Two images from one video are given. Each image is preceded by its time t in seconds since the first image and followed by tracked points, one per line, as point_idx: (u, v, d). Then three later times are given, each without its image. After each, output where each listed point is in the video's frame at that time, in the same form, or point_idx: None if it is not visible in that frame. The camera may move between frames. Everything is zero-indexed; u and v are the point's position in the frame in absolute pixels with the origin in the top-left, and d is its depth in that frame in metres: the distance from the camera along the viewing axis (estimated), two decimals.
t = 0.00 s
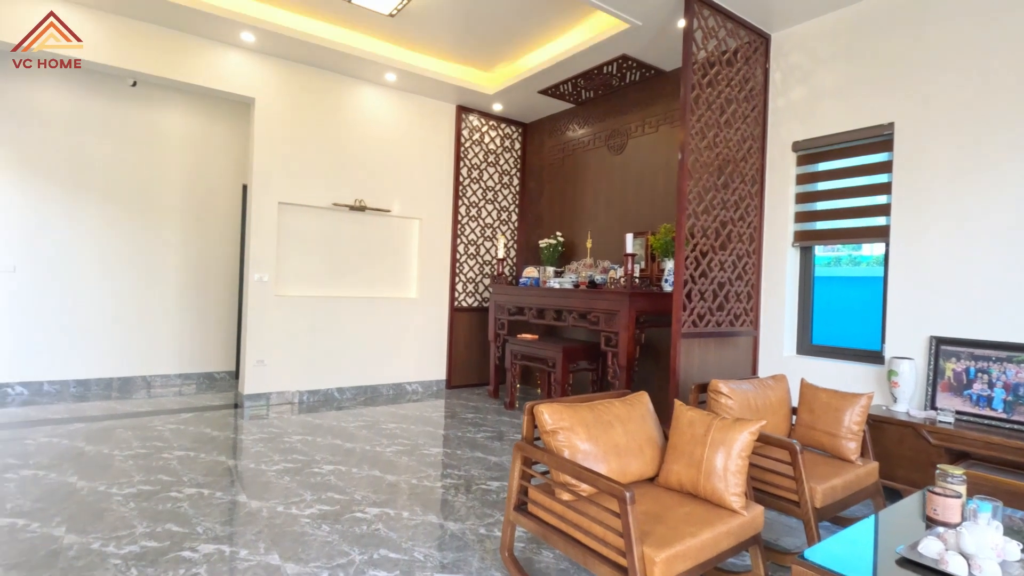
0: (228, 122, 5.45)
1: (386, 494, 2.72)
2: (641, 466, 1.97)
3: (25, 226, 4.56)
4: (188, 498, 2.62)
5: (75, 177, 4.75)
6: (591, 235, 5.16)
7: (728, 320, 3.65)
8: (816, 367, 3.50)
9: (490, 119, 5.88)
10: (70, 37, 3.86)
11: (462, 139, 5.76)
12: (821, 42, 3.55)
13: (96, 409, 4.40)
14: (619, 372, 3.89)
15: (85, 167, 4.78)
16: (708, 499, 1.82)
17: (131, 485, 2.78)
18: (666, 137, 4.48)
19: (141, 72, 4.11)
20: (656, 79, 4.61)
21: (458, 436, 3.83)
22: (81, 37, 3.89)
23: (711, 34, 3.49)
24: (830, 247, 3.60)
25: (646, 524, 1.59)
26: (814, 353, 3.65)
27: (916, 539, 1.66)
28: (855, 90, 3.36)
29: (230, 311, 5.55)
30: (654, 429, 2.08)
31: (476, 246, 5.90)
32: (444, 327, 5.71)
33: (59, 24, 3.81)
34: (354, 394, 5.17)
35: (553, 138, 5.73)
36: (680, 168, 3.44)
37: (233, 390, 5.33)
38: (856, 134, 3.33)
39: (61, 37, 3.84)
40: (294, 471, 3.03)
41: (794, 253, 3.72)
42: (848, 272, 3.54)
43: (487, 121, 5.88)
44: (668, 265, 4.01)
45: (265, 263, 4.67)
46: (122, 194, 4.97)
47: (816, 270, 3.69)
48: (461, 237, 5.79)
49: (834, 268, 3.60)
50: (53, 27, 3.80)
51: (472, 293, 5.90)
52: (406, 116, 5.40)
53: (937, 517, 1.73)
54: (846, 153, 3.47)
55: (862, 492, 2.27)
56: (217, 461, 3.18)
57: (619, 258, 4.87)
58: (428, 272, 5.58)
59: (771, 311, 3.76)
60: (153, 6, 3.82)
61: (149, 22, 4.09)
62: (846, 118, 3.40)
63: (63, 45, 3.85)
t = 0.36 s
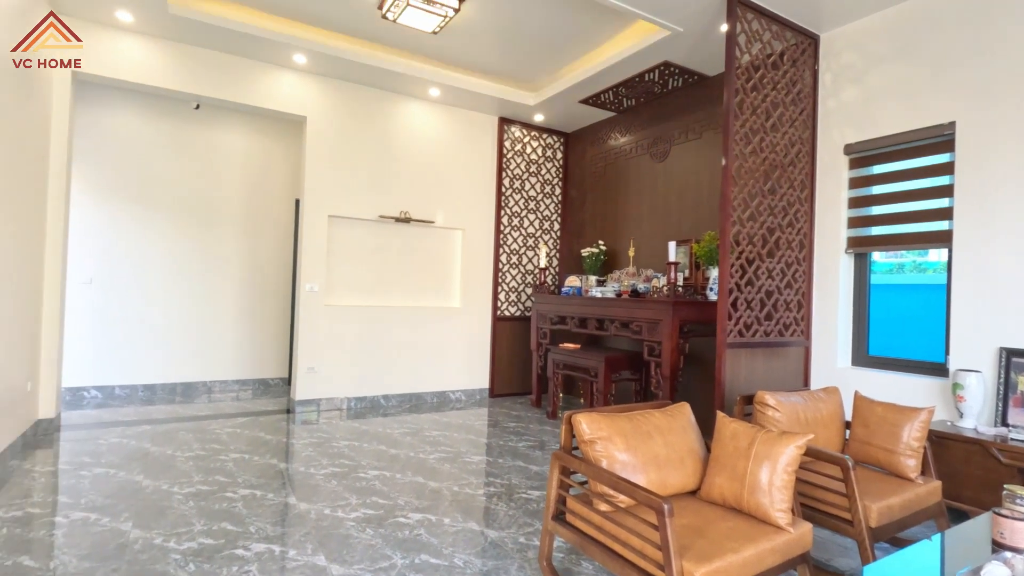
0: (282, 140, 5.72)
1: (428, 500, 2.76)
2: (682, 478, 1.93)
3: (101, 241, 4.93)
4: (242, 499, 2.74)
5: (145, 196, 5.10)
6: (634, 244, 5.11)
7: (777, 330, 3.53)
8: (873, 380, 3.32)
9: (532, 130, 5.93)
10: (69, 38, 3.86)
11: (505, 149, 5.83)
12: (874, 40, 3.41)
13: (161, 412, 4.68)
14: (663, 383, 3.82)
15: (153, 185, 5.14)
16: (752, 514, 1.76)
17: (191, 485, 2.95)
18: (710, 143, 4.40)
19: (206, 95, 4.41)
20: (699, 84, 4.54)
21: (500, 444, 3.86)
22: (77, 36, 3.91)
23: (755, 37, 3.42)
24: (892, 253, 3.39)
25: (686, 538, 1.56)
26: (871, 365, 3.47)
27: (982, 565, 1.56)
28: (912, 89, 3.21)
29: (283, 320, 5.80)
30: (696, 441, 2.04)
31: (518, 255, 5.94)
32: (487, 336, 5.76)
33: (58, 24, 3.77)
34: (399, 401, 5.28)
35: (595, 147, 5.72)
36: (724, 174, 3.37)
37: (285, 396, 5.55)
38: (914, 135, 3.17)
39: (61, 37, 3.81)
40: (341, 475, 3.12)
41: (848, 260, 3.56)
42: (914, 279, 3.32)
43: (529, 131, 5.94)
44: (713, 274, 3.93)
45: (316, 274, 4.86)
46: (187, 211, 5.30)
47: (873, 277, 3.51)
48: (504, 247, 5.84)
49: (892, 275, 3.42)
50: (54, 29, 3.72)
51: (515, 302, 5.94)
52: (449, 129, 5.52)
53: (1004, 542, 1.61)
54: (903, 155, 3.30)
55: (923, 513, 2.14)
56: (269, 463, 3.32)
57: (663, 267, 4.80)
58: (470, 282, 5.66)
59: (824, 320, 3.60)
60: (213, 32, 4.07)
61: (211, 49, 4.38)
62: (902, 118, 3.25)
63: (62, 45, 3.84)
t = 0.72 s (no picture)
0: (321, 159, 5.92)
1: (460, 513, 2.78)
2: (717, 496, 1.89)
3: (153, 258, 5.18)
4: (281, 508, 2.82)
5: (193, 215, 5.35)
6: (667, 256, 5.05)
7: (817, 344, 3.42)
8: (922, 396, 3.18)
9: (564, 143, 5.96)
10: (69, 37, 3.08)
11: (536, 164, 5.88)
12: (915, 45, 3.31)
13: (206, 422, 4.86)
14: (699, 397, 3.75)
15: (200, 204, 5.39)
16: (790, 535, 1.71)
17: (232, 494, 3.04)
18: (745, 154, 4.33)
19: (249, 118, 4.60)
20: (733, 95, 4.49)
21: (532, 458, 3.85)
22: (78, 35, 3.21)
23: (789, 46, 3.37)
24: (942, 262, 3.24)
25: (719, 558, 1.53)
26: (919, 381, 3.31)
27: None
28: (957, 94, 3.09)
29: (321, 333, 5.94)
30: (731, 458, 1.99)
31: (551, 268, 5.95)
32: (519, 349, 5.78)
33: (59, 23, 2.94)
34: (433, 413, 5.33)
35: (627, 159, 5.70)
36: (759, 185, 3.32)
37: (323, 407, 5.68)
38: (960, 142, 3.05)
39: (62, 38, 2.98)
40: (376, 487, 3.17)
41: (892, 271, 3.43)
42: (969, 290, 3.15)
43: (561, 145, 5.97)
44: (749, 286, 3.86)
45: (352, 288, 4.99)
46: (232, 228, 5.53)
47: (922, 288, 3.36)
48: (536, 260, 5.86)
49: (940, 287, 3.28)
50: (53, 27, 2.86)
51: (547, 315, 5.93)
52: (482, 145, 5.61)
53: None
54: (949, 162, 3.17)
55: (977, 537, 2.03)
56: (307, 474, 3.40)
57: (698, 279, 4.73)
58: (503, 295, 5.69)
59: (868, 334, 3.48)
60: (257, 58, 4.26)
61: (256, 74, 4.60)
62: (946, 123, 3.13)
63: (62, 46, 2.99)
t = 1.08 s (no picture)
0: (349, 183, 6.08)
1: (485, 536, 2.77)
2: (747, 526, 1.85)
3: (187, 280, 5.36)
4: (308, 529, 2.85)
5: (226, 238, 5.53)
6: (693, 276, 5.00)
7: (850, 366, 3.34)
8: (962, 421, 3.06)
9: (586, 164, 6.00)
10: (70, 37, 2.61)
11: (559, 185, 5.92)
12: (944, 61, 3.26)
13: (235, 441, 4.95)
14: (727, 420, 3.67)
15: (233, 228, 5.56)
16: (824, 568, 1.66)
17: (261, 514, 3.09)
18: (770, 172, 4.30)
19: (280, 145, 4.76)
20: (757, 114, 4.47)
21: (557, 481, 3.81)
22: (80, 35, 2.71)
23: (813, 66, 3.35)
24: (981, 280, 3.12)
25: None
26: (958, 406, 3.18)
27: None
28: (990, 110, 3.02)
29: (348, 353, 6.03)
30: (760, 486, 1.95)
31: (574, 288, 5.94)
32: (543, 369, 5.76)
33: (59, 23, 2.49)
34: (457, 434, 5.34)
35: (651, 179, 5.70)
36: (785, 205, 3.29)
37: (349, 427, 5.74)
38: (995, 159, 2.96)
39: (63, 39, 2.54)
40: (400, 509, 3.18)
41: (927, 291, 3.33)
42: (1010, 309, 3.01)
43: (584, 166, 6.01)
44: (777, 306, 3.80)
45: (378, 309, 5.07)
46: (264, 251, 5.69)
47: (959, 308, 3.24)
48: (559, 280, 5.87)
49: (979, 307, 3.15)
50: (53, 26, 2.44)
51: (571, 335, 5.91)
52: (505, 167, 5.68)
53: None
54: (984, 179, 3.08)
55: None
56: (333, 495, 3.43)
57: (724, 299, 4.67)
58: (527, 316, 5.70)
59: (903, 356, 3.37)
60: (289, 88, 4.42)
61: (288, 103, 4.77)
62: (978, 139, 3.06)
63: (63, 47, 2.55)
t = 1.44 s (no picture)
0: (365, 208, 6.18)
1: (498, 566, 2.73)
2: (767, 559, 1.80)
3: (206, 304, 5.46)
4: (321, 557, 2.84)
5: (244, 263, 5.63)
6: (708, 298, 4.97)
7: (871, 392, 3.27)
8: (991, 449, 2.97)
9: (599, 187, 6.04)
10: (70, 37, 2.35)
11: (572, 208, 5.95)
12: (959, 83, 3.25)
13: (250, 465, 4.96)
14: (745, 446, 3.60)
15: (251, 253, 5.67)
16: None
17: (275, 540, 3.08)
18: (784, 195, 4.28)
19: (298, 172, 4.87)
20: (770, 136, 4.47)
21: (572, 508, 3.75)
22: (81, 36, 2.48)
23: (825, 90, 3.36)
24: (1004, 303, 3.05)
25: None
26: (986, 432, 3.09)
27: None
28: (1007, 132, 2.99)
29: (362, 376, 6.05)
30: (780, 517, 1.91)
31: (588, 311, 5.93)
32: (558, 392, 5.71)
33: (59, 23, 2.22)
34: (471, 458, 5.30)
35: (664, 201, 5.71)
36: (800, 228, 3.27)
37: (363, 450, 5.73)
38: (1014, 181, 2.92)
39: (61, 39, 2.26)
40: (414, 536, 3.15)
41: (948, 314, 3.27)
42: None
43: (596, 189, 6.05)
44: (794, 329, 3.75)
45: (392, 332, 5.09)
46: (281, 275, 5.78)
47: (983, 329, 3.17)
48: (573, 302, 5.86)
49: (1003, 330, 3.08)
50: (53, 26, 2.16)
51: (585, 358, 5.88)
52: (519, 191, 5.74)
53: None
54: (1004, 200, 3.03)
55: None
56: (346, 521, 3.42)
57: (740, 322, 4.62)
58: (540, 338, 5.68)
59: (926, 381, 3.29)
60: (307, 117, 4.53)
61: (306, 131, 4.89)
62: (996, 161, 3.03)
63: (62, 47, 2.29)
